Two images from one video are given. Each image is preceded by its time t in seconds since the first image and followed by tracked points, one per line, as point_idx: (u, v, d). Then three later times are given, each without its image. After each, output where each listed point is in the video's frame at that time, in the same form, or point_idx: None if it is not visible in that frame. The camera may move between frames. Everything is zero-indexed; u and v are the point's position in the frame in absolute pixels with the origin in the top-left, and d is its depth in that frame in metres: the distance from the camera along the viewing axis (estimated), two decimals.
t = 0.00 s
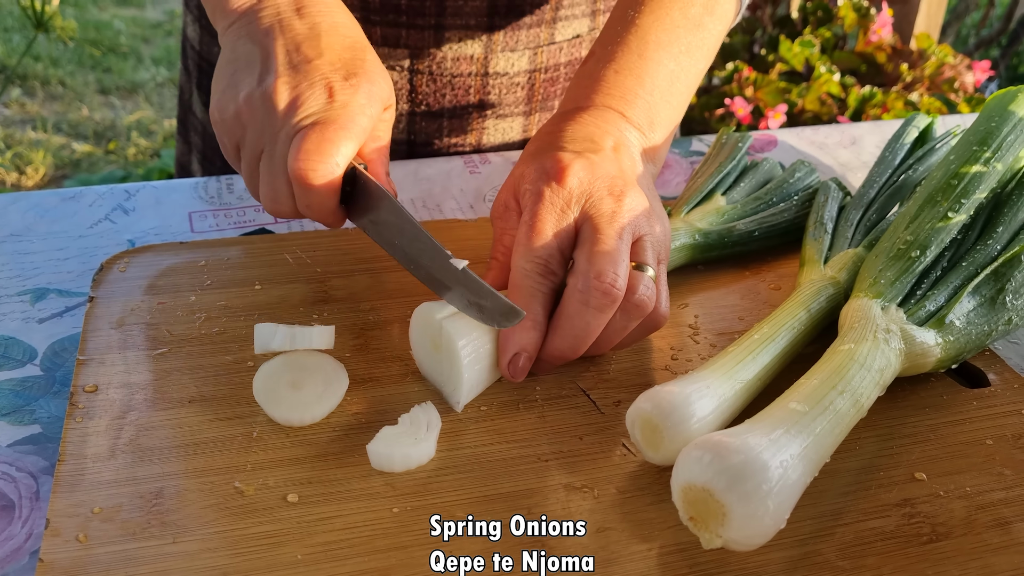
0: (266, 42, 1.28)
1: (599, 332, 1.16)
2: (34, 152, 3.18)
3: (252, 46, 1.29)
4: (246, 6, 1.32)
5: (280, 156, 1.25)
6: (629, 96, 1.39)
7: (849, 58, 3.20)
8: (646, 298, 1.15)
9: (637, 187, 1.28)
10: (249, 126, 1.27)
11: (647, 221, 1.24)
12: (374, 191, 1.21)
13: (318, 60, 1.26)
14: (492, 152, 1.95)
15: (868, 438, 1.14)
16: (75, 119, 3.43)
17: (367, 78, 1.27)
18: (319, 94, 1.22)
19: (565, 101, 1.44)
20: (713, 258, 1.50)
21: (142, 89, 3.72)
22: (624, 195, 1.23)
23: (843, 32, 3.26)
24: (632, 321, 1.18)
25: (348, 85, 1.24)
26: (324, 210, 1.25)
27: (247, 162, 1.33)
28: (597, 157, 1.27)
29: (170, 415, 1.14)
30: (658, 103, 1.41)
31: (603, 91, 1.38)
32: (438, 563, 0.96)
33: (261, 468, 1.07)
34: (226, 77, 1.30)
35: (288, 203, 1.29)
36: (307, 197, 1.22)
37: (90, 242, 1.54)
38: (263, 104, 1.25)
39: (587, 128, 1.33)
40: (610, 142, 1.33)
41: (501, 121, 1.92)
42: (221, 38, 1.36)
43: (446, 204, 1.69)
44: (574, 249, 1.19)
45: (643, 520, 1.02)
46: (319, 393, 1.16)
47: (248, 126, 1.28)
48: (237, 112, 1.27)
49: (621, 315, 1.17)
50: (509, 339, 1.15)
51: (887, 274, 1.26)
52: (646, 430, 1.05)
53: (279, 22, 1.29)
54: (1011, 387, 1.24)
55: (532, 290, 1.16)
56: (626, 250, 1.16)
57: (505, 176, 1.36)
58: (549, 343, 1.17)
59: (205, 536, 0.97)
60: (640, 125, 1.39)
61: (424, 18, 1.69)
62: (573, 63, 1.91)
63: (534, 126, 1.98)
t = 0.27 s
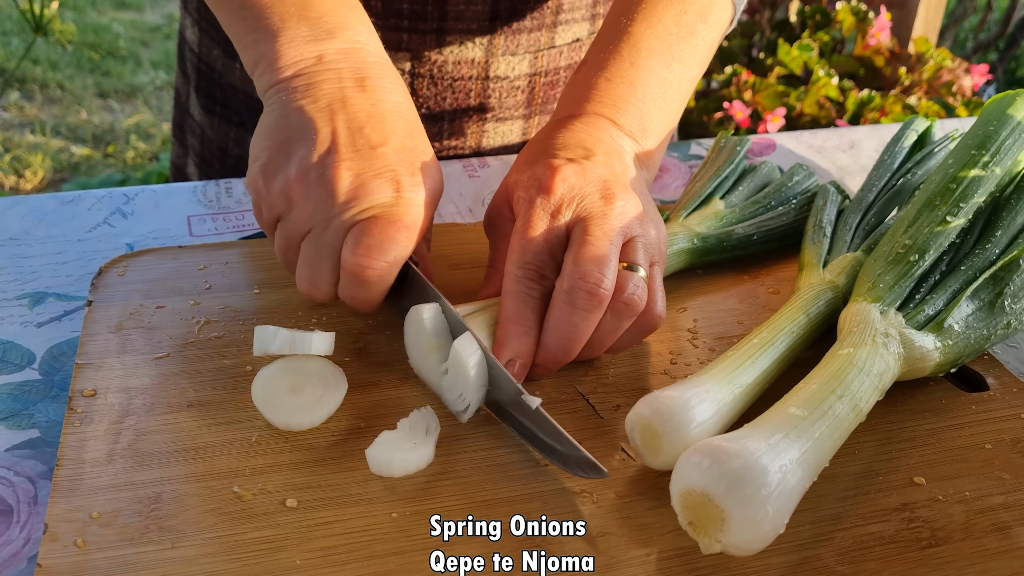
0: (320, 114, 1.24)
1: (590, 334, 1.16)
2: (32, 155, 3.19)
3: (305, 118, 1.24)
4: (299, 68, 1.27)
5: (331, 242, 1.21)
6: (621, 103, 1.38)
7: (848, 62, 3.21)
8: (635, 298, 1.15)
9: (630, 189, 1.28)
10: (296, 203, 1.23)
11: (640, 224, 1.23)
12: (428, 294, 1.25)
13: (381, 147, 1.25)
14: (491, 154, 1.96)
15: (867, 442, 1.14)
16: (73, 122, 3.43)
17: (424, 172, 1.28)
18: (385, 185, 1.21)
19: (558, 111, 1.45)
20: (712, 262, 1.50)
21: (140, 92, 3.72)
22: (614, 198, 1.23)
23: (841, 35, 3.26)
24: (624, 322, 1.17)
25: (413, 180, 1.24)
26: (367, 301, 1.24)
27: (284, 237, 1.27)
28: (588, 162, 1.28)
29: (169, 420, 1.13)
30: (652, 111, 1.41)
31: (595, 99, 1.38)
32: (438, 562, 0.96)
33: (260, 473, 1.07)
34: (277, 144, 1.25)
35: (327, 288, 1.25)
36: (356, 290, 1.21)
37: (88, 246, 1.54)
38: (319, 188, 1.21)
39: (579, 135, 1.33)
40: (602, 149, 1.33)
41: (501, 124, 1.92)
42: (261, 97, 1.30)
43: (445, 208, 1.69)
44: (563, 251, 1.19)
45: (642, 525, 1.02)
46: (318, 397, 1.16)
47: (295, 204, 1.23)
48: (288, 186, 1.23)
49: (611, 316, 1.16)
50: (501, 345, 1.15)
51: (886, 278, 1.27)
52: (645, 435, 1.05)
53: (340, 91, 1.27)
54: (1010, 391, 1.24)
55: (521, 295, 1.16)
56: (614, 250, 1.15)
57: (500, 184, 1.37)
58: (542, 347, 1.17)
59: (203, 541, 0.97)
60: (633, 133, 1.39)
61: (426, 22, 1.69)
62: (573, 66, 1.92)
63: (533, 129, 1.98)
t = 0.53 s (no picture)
0: (229, 62, 1.39)
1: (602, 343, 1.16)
2: (31, 158, 3.19)
3: (217, 66, 1.40)
4: (212, 24, 1.42)
5: (235, 174, 1.36)
6: (628, 98, 1.39)
7: (844, 65, 3.19)
8: (647, 307, 1.15)
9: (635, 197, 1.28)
10: (207, 141, 1.40)
11: (646, 232, 1.23)
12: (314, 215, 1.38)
13: (273, 86, 1.37)
14: (501, 155, 1.96)
15: (863, 444, 1.15)
16: (72, 125, 3.44)
17: (317, 105, 1.39)
18: (271, 120, 1.34)
19: (563, 108, 1.45)
20: (709, 265, 1.50)
21: (139, 95, 3.72)
22: (620, 209, 1.22)
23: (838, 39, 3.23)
24: (635, 331, 1.17)
25: (300, 114, 1.36)
26: (273, 225, 1.40)
27: (207, 174, 1.44)
28: (591, 171, 1.27)
29: (166, 422, 1.13)
30: (658, 104, 1.41)
31: (602, 94, 1.39)
32: (438, 562, 0.96)
33: (257, 475, 1.07)
34: (192, 93, 1.41)
35: (242, 216, 1.43)
36: (256, 215, 1.36)
37: (86, 249, 1.54)
38: (221, 126, 1.37)
39: (583, 136, 1.34)
40: (607, 148, 1.33)
41: (510, 124, 1.92)
42: (191, 50, 1.47)
43: (443, 211, 1.69)
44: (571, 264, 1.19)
45: (638, 527, 1.02)
46: (315, 400, 1.16)
47: (207, 141, 1.40)
48: (200, 127, 1.39)
49: (623, 326, 1.16)
50: (511, 357, 1.14)
51: (883, 280, 1.27)
52: (641, 437, 1.05)
53: (242, 43, 1.39)
54: (1006, 393, 1.24)
55: (525, 306, 1.15)
56: (623, 261, 1.15)
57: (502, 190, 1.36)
58: (552, 358, 1.17)
59: (200, 543, 0.97)
60: (640, 127, 1.39)
61: (437, 22, 1.71)
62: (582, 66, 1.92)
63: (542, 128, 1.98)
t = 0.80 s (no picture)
0: (271, 52, 1.29)
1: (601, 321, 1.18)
2: (29, 161, 3.19)
3: (256, 58, 1.29)
4: (252, 17, 1.32)
5: (287, 165, 1.25)
6: (619, 78, 1.39)
7: (842, 66, 3.22)
8: (640, 284, 1.17)
9: (626, 176, 1.28)
10: (253, 132, 1.27)
11: (637, 211, 1.24)
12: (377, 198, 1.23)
13: (324, 71, 1.27)
14: (483, 156, 1.95)
15: (859, 443, 1.15)
16: (70, 128, 3.44)
17: (370, 89, 1.29)
18: (327, 102, 1.24)
19: (556, 91, 1.45)
20: (701, 261, 1.50)
21: (137, 97, 3.72)
22: (607, 187, 1.23)
23: (835, 40, 3.28)
24: (631, 307, 1.19)
25: (354, 96, 1.26)
26: (328, 218, 1.26)
27: (250, 171, 1.33)
28: (577, 152, 1.27)
29: (162, 423, 1.13)
30: (651, 84, 1.42)
31: (594, 75, 1.39)
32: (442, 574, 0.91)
33: (253, 476, 1.07)
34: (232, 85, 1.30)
35: (292, 210, 1.30)
36: (310, 205, 1.23)
37: (83, 250, 1.54)
38: (269, 115, 1.25)
39: (573, 117, 1.34)
40: (598, 128, 1.33)
41: (493, 124, 1.91)
42: (225, 48, 1.37)
43: (439, 212, 1.70)
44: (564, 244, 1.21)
45: (634, 527, 1.02)
46: (309, 400, 1.16)
47: (252, 132, 1.27)
48: (241, 117, 1.26)
49: (618, 303, 1.18)
50: (516, 339, 1.17)
51: (878, 281, 1.27)
52: (637, 437, 1.05)
53: (285, 34, 1.29)
54: (1002, 393, 1.24)
55: (525, 291, 1.18)
56: (612, 239, 1.17)
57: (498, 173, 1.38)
58: (554, 339, 1.19)
59: (195, 544, 0.97)
60: (632, 107, 1.39)
61: (418, 21, 1.70)
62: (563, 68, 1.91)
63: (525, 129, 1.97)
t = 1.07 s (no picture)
0: (316, 114, 1.29)
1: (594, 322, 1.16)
2: (27, 162, 3.19)
3: (299, 118, 1.29)
4: (295, 68, 1.31)
5: (328, 238, 1.25)
6: (619, 95, 1.40)
7: (840, 67, 3.21)
8: (633, 284, 1.15)
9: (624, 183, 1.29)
10: (294, 200, 1.27)
11: (634, 216, 1.24)
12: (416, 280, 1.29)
13: (375, 143, 1.29)
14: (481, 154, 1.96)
15: (858, 442, 1.15)
16: (68, 130, 3.44)
17: (418, 167, 1.32)
18: (377, 181, 1.26)
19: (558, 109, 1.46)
20: (701, 262, 1.50)
21: (136, 99, 3.72)
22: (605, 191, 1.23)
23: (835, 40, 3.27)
24: (625, 308, 1.17)
25: (407, 175, 1.29)
26: (363, 294, 1.28)
27: (282, 234, 1.32)
28: (578, 159, 1.28)
29: (160, 423, 1.13)
30: (650, 98, 1.42)
31: (594, 93, 1.40)
32: None
33: (251, 475, 1.06)
34: (274, 144, 1.30)
35: (327, 282, 1.30)
36: (350, 281, 1.24)
37: (81, 251, 1.54)
38: (315, 185, 1.25)
39: (575, 131, 1.35)
40: (599, 142, 1.34)
41: (490, 122, 1.92)
42: (261, 98, 1.35)
43: (438, 212, 1.69)
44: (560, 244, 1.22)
45: (633, 526, 1.02)
46: (307, 401, 1.16)
47: (292, 200, 1.28)
48: (283, 183, 1.28)
49: (612, 303, 1.16)
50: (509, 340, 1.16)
51: (877, 280, 1.27)
52: (636, 436, 1.05)
53: (336, 95, 1.30)
54: (1001, 392, 1.24)
55: (519, 290, 1.18)
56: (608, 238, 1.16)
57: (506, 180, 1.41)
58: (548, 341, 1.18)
59: (194, 543, 0.97)
60: (633, 124, 1.39)
61: (416, 21, 1.70)
62: (562, 66, 1.92)
63: (523, 127, 1.97)
